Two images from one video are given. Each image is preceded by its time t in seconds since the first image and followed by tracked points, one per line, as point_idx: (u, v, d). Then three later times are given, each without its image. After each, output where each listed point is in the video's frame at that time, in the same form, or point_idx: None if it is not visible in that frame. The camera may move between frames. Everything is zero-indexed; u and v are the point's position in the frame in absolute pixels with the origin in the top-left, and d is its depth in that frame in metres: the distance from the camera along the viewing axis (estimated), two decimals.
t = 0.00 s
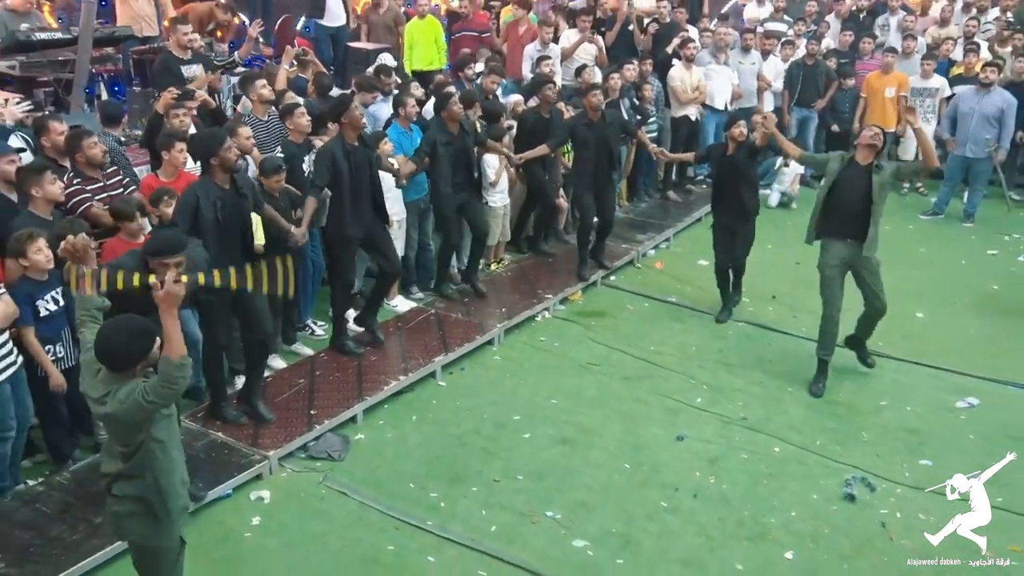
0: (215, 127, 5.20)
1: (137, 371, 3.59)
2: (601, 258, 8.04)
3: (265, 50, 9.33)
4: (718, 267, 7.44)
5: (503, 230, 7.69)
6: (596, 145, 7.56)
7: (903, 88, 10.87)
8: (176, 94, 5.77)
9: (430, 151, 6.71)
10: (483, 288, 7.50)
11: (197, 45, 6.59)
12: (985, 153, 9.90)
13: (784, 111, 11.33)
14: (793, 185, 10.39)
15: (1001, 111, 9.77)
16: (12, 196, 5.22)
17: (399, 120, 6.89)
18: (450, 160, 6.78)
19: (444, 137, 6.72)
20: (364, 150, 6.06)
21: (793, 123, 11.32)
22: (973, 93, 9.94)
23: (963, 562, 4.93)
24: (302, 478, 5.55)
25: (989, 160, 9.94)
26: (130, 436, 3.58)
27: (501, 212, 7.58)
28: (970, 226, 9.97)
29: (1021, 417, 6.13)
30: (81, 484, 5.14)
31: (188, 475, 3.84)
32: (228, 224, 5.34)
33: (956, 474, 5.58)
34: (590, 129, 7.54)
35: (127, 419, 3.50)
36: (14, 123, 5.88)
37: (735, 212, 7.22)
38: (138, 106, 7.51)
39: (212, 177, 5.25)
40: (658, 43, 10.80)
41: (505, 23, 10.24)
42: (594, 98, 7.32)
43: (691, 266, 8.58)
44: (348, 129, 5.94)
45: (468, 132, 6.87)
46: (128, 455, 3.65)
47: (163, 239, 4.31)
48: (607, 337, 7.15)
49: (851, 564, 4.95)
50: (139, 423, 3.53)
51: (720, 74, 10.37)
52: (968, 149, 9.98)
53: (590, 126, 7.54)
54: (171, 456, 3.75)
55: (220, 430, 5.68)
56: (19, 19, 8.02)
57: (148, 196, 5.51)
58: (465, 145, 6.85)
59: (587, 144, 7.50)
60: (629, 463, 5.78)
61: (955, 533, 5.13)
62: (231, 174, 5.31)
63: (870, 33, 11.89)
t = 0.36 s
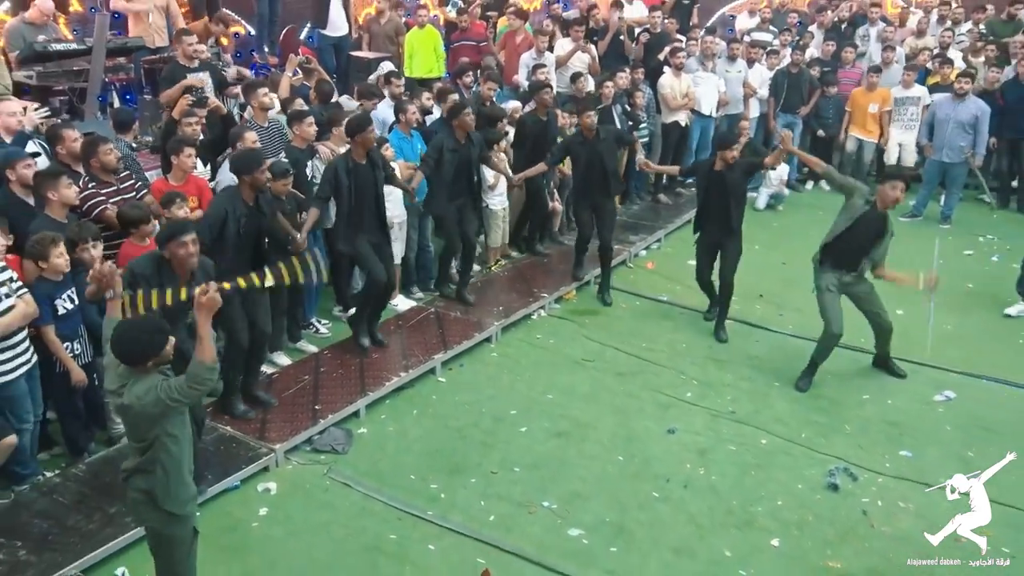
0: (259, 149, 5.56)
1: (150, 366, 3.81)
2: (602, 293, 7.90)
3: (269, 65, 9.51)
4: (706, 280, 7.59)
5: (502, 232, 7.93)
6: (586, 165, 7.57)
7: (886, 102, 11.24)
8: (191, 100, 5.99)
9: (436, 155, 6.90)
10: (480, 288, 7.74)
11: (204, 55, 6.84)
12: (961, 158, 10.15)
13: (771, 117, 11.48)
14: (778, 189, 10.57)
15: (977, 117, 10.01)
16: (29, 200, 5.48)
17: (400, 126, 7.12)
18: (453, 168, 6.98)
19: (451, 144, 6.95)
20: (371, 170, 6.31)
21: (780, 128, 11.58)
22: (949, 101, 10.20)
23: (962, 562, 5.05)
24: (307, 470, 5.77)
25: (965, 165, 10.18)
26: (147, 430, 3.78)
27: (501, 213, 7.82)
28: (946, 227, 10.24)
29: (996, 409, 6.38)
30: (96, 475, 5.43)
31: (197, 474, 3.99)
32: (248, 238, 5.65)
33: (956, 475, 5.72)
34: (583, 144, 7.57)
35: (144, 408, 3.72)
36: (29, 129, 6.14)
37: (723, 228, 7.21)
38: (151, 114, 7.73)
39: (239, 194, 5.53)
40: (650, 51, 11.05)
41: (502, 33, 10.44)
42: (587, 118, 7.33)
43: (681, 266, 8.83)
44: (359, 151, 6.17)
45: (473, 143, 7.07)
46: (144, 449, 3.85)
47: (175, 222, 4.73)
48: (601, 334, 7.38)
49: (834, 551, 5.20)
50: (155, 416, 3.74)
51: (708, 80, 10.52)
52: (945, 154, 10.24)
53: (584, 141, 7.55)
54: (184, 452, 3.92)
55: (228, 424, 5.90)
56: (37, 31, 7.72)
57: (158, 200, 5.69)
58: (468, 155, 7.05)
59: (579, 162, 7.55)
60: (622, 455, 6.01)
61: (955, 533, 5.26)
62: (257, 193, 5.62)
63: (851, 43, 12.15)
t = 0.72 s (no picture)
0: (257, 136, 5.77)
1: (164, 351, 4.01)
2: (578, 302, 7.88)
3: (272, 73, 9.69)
4: (706, 281, 7.61)
5: (496, 233, 8.17)
6: (585, 175, 7.53)
7: (867, 103, 11.55)
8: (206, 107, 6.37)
9: (431, 147, 7.17)
10: (476, 285, 7.98)
11: (209, 62, 7.10)
12: (936, 162, 10.40)
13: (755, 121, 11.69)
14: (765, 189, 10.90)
15: (951, 123, 10.31)
16: (43, 203, 5.83)
17: (401, 130, 7.36)
18: (450, 160, 7.24)
19: (447, 136, 7.19)
20: (371, 149, 6.60)
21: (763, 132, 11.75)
22: (924, 107, 10.50)
23: (962, 561, 5.19)
24: (310, 461, 5.99)
25: (940, 168, 10.44)
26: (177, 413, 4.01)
27: (495, 216, 8.05)
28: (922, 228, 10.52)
29: (970, 401, 6.64)
30: (107, 466, 5.73)
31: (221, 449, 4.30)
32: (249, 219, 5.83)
33: (957, 475, 5.88)
34: (582, 159, 7.52)
35: (179, 388, 3.95)
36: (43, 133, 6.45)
37: (721, 231, 7.46)
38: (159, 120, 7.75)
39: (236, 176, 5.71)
40: (638, 59, 11.30)
41: (497, 41, 10.71)
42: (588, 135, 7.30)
43: (669, 265, 9.09)
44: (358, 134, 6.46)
45: (471, 137, 7.34)
46: (171, 435, 4.05)
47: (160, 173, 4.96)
48: (592, 331, 7.63)
49: (816, 536, 5.45)
50: (187, 393, 3.99)
51: (695, 86, 10.84)
52: (920, 157, 10.48)
53: (583, 155, 7.49)
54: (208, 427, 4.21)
55: (235, 416, 6.12)
56: (50, 41, 7.94)
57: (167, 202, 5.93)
58: (466, 150, 7.32)
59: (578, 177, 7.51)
60: (614, 446, 6.25)
61: (954, 533, 5.40)
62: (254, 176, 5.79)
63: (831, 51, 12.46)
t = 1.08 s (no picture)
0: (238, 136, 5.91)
1: (173, 342, 4.21)
2: (570, 308, 8.00)
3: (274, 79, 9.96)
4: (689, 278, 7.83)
5: (489, 233, 8.41)
6: (573, 188, 7.60)
7: (842, 110, 11.98)
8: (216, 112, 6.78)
9: (421, 146, 7.45)
10: (470, 283, 8.24)
11: (213, 70, 7.34)
12: (911, 164, 10.73)
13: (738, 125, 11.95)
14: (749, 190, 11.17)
15: (924, 127, 10.64)
16: (56, 204, 6.10)
17: (400, 134, 7.66)
18: (440, 156, 7.49)
19: (436, 134, 7.47)
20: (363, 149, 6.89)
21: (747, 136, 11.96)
22: (899, 112, 10.81)
23: (961, 562, 5.31)
24: (312, 452, 6.21)
25: (915, 171, 10.77)
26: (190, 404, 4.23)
27: (489, 218, 8.29)
28: (897, 228, 10.81)
29: (944, 392, 6.93)
30: (118, 457, 6.00)
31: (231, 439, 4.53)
32: (239, 214, 6.07)
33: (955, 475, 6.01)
34: (569, 175, 7.56)
35: (191, 377, 4.16)
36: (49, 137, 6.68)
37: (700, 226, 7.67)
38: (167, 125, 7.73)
39: (221, 175, 5.97)
40: (627, 65, 11.71)
41: (491, 47, 10.97)
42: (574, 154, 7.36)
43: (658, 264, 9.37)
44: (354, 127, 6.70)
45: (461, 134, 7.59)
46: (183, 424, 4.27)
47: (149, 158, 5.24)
48: (583, 327, 7.88)
49: (799, 521, 5.71)
50: (199, 383, 4.20)
51: (680, 91, 11.15)
52: (896, 160, 10.82)
53: (570, 171, 7.55)
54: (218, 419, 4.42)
55: (240, 410, 6.34)
56: (61, 51, 8.13)
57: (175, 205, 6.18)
58: (455, 146, 7.57)
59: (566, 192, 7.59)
60: (604, 437, 6.50)
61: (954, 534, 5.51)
62: (240, 174, 6.03)
63: (811, 58, 12.79)
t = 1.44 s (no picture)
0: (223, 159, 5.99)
1: (180, 335, 4.47)
2: (561, 304, 8.27)
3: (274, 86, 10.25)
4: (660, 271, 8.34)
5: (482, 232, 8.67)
6: (561, 188, 7.86)
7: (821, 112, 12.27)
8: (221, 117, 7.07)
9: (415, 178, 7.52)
10: (464, 282, 8.50)
11: (215, 76, 7.59)
12: (884, 165, 11.03)
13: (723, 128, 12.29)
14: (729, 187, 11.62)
15: (895, 130, 10.98)
16: (67, 204, 6.36)
17: (398, 137, 7.94)
18: (434, 182, 7.61)
19: (427, 163, 7.55)
20: (352, 175, 7.05)
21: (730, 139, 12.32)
22: (872, 116, 11.13)
23: (962, 562, 5.42)
24: (313, 442, 6.45)
25: (888, 172, 11.09)
26: (190, 400, 4.47)
27: (482, 217, 8.56)
28: (874, 228, 11.12)
29: (920, 382, 7.22)
30: (128, 447, 6.24)
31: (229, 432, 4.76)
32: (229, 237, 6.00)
33: (958, 476, 6.13)
34: (558, 175, 7.85)
35: (191, 370, 4.42)
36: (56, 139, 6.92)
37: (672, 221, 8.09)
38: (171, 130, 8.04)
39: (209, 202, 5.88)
40: (615, 71, 11.89)
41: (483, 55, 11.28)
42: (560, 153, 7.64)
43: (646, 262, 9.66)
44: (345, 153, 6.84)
45: (445, 160, 7.70)
46: (185, 419, 4.52)
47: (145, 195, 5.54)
48: (574, 322, 8.15)
49: (781, 506, 5.96)
50: (199, 379, 4.44)
51: (666, 96, 11.47)
52: (870, 162, 11.16)
53: (558, 171, 7.83)
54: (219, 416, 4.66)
55: (242, 403, 6.56)
56: (72, 60, 8.32)
57: (181, 206, 6.45)
58: (444, 171, 7.69)
59: (552, 187, 7.82)
60: (595, 427, 6.75)
61: (955, 533, 5.63)
62: (226, 199, 5.93)
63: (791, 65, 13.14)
